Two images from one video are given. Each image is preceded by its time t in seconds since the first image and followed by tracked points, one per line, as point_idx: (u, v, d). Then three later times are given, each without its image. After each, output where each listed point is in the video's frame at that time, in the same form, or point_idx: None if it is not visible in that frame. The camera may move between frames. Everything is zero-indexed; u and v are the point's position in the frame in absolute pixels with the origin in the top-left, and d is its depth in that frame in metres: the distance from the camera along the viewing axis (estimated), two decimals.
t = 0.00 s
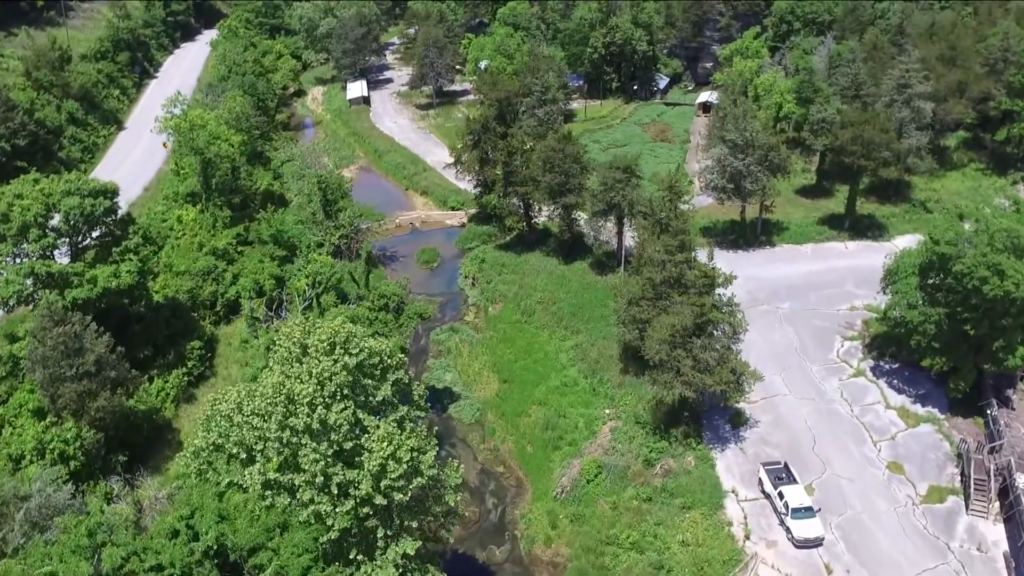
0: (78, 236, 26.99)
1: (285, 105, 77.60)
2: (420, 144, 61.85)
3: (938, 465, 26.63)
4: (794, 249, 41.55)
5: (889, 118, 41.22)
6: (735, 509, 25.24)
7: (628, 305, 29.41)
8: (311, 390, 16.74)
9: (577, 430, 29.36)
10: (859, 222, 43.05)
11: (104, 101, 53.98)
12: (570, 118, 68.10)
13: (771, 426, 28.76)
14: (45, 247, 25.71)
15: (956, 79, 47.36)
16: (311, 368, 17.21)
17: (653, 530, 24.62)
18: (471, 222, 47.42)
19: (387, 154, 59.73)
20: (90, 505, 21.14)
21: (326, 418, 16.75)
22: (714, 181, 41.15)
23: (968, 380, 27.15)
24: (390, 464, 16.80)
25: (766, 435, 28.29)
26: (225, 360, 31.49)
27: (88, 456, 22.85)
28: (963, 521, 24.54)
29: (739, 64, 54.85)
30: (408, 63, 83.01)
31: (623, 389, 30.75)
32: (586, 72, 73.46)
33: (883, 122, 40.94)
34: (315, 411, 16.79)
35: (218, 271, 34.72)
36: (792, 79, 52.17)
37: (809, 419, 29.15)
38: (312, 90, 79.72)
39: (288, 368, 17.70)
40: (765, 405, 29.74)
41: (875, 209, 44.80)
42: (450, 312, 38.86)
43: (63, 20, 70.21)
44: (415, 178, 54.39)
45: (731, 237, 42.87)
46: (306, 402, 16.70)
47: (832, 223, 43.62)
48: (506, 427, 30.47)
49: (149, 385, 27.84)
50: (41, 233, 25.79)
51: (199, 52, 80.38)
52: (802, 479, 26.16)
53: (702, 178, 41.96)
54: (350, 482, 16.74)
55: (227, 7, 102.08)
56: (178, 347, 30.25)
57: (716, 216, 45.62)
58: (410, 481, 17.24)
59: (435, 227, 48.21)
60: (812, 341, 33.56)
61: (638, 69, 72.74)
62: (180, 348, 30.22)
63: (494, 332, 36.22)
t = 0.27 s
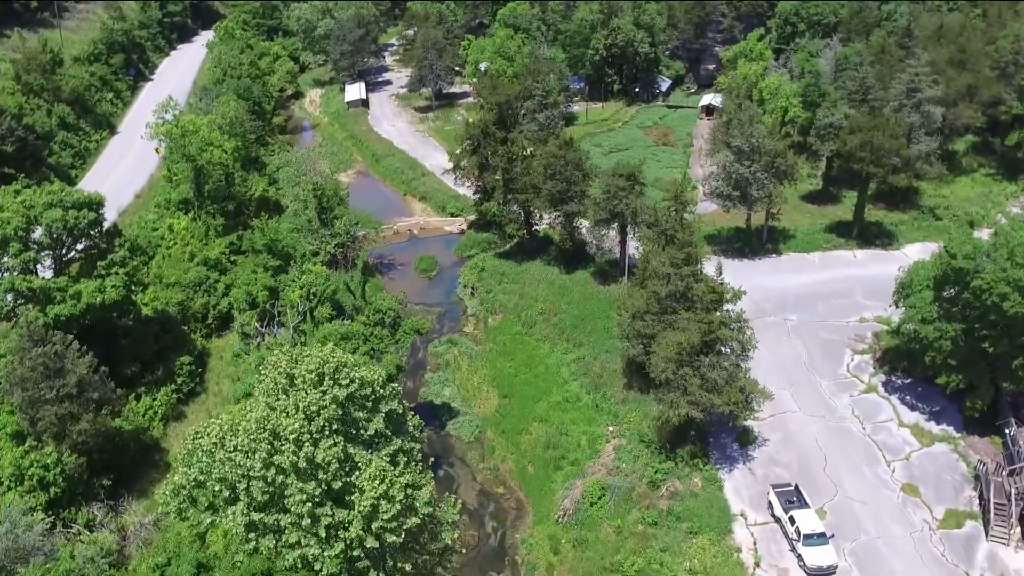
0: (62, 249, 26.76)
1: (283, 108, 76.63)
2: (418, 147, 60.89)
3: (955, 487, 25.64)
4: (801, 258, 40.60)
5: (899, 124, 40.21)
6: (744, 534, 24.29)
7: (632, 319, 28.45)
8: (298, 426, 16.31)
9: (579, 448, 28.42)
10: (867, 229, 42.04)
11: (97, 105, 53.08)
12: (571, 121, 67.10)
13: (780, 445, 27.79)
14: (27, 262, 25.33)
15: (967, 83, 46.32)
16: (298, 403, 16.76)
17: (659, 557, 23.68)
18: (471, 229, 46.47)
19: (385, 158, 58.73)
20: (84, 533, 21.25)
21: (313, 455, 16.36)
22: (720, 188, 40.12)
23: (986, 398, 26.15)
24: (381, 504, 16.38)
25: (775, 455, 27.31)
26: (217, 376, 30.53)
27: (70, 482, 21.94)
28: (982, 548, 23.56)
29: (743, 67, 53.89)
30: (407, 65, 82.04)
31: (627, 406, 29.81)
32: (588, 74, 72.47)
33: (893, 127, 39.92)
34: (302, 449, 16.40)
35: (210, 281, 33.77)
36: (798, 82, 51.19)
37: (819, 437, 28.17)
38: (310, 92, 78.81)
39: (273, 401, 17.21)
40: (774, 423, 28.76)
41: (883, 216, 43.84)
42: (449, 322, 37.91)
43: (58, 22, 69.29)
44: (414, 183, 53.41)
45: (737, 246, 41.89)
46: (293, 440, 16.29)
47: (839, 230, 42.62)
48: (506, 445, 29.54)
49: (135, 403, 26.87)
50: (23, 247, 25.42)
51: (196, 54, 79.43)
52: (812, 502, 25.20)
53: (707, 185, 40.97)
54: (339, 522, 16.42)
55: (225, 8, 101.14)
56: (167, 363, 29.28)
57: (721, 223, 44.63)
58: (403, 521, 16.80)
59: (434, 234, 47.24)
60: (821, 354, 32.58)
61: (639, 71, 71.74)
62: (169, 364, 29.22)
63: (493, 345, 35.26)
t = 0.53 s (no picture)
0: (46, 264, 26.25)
1: (281, 110, 75.66)
2: (417, 151, 59.93)
3: (974, 511, 24.66)
4: (808, 267, 39.65)
5: (910, 130, 39.19)
6: (754, 562, 23.31)
7: (637, 335, 27.51)
8: (285, 467, 16.63)
9: (582, 469, 27.47)
10: (876, 237, 41.05)
11: (89, 109, 52.11)
12: (572, 124, 66.12)
13: (790, 465, 26.81)
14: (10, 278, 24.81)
15: (977, 87, 45.30)
16: (285, 446, 16.97)
17: None
18: (470, 236, 45.50)
19: (384, 163, 57.74)
20: (63, 565, 20.24)
21: (301, 500, 16.58)
22: (725, 196, 39.13)
23: (1005, 419, 25.16)
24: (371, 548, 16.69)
25: (784, 476, 26.31)
26: (208, 393, 29.59)
27: (49, 511, 20.94)
28: None
29: (748, 70, 52.88)
30: (406, 67, 81.08)
31: (631, 424, 28.85)
32: (589, 76, 71.50)
33: (904, 133, 38.89)
34: (287, 492, 16.58)
35: (201, 294, 32.81)
36: (804, 85, 50.18)
37: (830, 457, 27.17)
38: (308, 95, 77.92)
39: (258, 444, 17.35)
40: (783, 441, 27.78)
41: (892, 223, 42.88)
42: (448, 334, 36.95)
43: (51, 24, 68.26)
44: (412, 189, 52.41)
45: (742, 254, 40.87)
46: (280, 486, 16.50)
47: (847, 238, 41.64)
48: (506, 465, 28.60)
49: (121, 424, 25.88)
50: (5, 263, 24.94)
51: (192, 56, 78.44)
52: (824, 527, 24.23)
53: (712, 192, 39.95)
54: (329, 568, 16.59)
55: (223, 9, 100.15)
56: (156, 380, 28.29)
57: (726, 230, 43.61)
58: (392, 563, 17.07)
59: (433, 241, 46.27)
60: (831, 369, 31.60)
61: (641, 73, 70.75)
62: (158, 382, 28.20)
63: (493, 358, 34.31)
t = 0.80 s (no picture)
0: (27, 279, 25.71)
1: (278, 113, 74.72)
2: (415, 156, 59.01)
3: (992, 539, 23.66)
4: (815, 277, 38.71)
5: (920, 137, 38.20)
6: None
7: (642, 352, 26.64)
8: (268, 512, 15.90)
9: (584, 490, 26.52)
10: (884, 246, 40.07)
11: (81, 114, 51.17)
12: (573, 128, 65.14)
13: (801, 488, 25.82)
14: None
15: (987, 91, 44.31)
16: (264, 492, 16.20)
17: None
18: (469, 244, 44.55)
19: (381, 168, 56.78)
20: None
21: (283, 550, 15.80)
22: (730, 205, 38.21)
23: None
24: None
25: (794, 500, 25.33)
26: (198, 411, 28.61)
27: (26, 543, 19.94)
28: None
29: (752, 75, 51.94)
30: (405, 69, 80.15)
31: (635, 443, 27.91)
32: (590, 80, 70.57)
33: (914, 140, 37.90)
34: (269, 543, 15.88)
35: (191, 308, 31.85)
36: (809, 90, 49.23)
37: (842, 479, 26.18)
38: (306, 98, 77.07)
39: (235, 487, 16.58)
40: (793, 463, 26.81)
41: (900, 232, 41.92)
42: (446, 347, 36.01)
43: (44, 26, 67.27)
44: (410, 195, 51.46)
45: (748, 264, 39.89)
46: (259, 535, 15.77)
47: (855, 247, 40.68)
48: (505, 487, 27.64)
49: (105, 447, 24.91)
50: None
51: (188, 59, 77.47)
52: (838, 556, 23.22)
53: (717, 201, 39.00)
54: None
55: (220, 10, 99.24)
56: (142, 399, 27.32)
57: (731, 239, 42.64)
58: None
59: (431, 249, 45.31)
60: (840, 385, 30.66)
61: (643, 76, 69.83)
62: (144, 401, 27.24)
63: (493, 373, 33.38)
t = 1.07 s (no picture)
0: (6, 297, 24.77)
1: (274, 116, 73.69)
2: (413, 161, 58.04)
3: (1013, 568, 22.67)
4: (823, 287, 37.70)
5: (931, 144, 37.17)
6: None
7: (647, 371, 25.76)
8: (245, 570, 15.89)
9: (587, 515, 25.50)
10: (893, 256, 39.04)
11: (72, 118, 50.18)
12: (573, 132, 64.07)
13: (812, 513, 24.77)
14: None
15: (998, 96, 43.34)
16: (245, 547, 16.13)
17: None
18: (468, 253, 43.57)
19: (379, 173, 55.74)
20: None
21: None
22: (736, 213, 37.20)
23: None
24: None
25: (806, 525, 24.29)
26: (186, 430, 27.59)
27: None
28: None
29: (756, 78, 50.97)
30: (403, 71, 79.18)
31: (639, 464, 26.93)
32: (591, 82, 69.59)
33: (925, 146, 36.89)
34: None
35: (180, 322, 30.82)
36: (815, 94, 48.24)
37: (856, 503, 25.15)
38: (303, 100, 76.10)
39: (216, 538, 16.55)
40: (804, 485, 25.76)
41: (909, 240, 40.93)
42: (443, 360, 34.99)
43: (37, 28, 66.26)
44: (407, 201, 50.47)
45: (754, 274, 38.85)
46: None
47: (863, 256, 39.63)
48: (505, 510, 26.60)
49: (88, 471, 23.89)
50: None
51: (183, 61, 76.45)
52: None
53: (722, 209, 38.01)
54: None
55: (217, 12, 98.25)
56: (127, 420, 26.34)
57: (736, 248, 41.62)
58: None
59: (429, 257, 44.33)
60: (851, 402, 29.63)
61: (645, 78, 68.85)
62: (129, 422, 26.24)
63: (492, 388, 32.39)
